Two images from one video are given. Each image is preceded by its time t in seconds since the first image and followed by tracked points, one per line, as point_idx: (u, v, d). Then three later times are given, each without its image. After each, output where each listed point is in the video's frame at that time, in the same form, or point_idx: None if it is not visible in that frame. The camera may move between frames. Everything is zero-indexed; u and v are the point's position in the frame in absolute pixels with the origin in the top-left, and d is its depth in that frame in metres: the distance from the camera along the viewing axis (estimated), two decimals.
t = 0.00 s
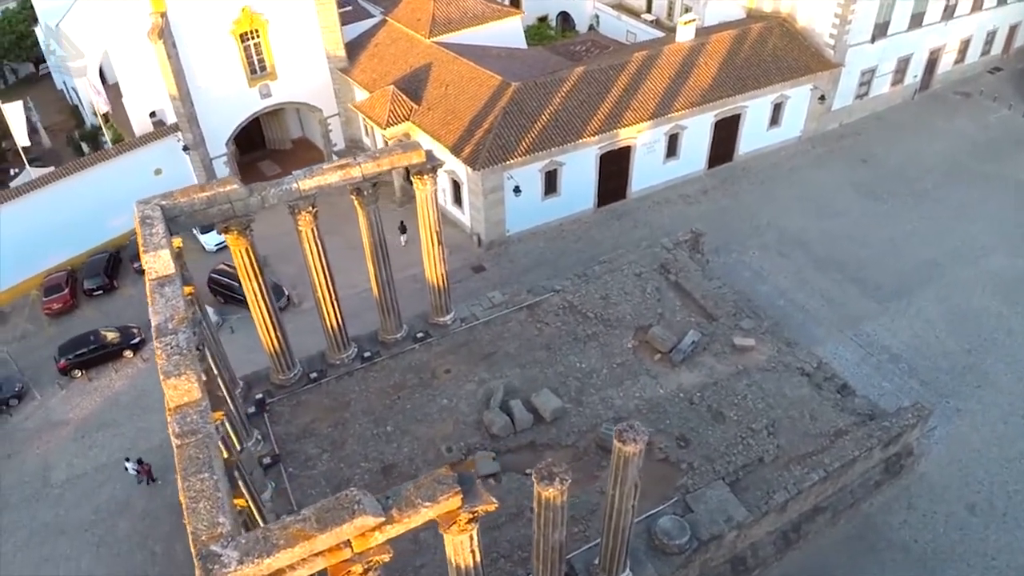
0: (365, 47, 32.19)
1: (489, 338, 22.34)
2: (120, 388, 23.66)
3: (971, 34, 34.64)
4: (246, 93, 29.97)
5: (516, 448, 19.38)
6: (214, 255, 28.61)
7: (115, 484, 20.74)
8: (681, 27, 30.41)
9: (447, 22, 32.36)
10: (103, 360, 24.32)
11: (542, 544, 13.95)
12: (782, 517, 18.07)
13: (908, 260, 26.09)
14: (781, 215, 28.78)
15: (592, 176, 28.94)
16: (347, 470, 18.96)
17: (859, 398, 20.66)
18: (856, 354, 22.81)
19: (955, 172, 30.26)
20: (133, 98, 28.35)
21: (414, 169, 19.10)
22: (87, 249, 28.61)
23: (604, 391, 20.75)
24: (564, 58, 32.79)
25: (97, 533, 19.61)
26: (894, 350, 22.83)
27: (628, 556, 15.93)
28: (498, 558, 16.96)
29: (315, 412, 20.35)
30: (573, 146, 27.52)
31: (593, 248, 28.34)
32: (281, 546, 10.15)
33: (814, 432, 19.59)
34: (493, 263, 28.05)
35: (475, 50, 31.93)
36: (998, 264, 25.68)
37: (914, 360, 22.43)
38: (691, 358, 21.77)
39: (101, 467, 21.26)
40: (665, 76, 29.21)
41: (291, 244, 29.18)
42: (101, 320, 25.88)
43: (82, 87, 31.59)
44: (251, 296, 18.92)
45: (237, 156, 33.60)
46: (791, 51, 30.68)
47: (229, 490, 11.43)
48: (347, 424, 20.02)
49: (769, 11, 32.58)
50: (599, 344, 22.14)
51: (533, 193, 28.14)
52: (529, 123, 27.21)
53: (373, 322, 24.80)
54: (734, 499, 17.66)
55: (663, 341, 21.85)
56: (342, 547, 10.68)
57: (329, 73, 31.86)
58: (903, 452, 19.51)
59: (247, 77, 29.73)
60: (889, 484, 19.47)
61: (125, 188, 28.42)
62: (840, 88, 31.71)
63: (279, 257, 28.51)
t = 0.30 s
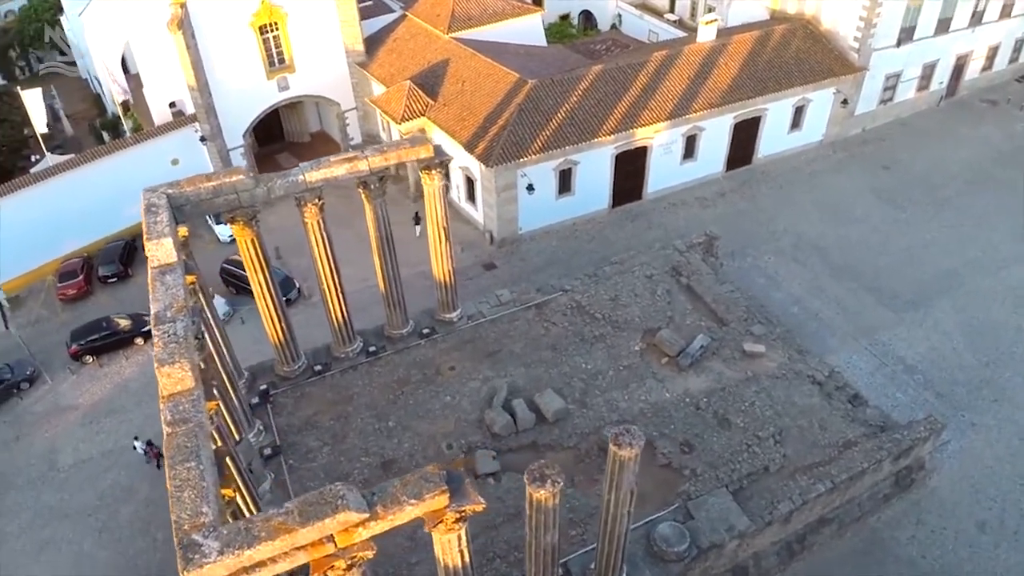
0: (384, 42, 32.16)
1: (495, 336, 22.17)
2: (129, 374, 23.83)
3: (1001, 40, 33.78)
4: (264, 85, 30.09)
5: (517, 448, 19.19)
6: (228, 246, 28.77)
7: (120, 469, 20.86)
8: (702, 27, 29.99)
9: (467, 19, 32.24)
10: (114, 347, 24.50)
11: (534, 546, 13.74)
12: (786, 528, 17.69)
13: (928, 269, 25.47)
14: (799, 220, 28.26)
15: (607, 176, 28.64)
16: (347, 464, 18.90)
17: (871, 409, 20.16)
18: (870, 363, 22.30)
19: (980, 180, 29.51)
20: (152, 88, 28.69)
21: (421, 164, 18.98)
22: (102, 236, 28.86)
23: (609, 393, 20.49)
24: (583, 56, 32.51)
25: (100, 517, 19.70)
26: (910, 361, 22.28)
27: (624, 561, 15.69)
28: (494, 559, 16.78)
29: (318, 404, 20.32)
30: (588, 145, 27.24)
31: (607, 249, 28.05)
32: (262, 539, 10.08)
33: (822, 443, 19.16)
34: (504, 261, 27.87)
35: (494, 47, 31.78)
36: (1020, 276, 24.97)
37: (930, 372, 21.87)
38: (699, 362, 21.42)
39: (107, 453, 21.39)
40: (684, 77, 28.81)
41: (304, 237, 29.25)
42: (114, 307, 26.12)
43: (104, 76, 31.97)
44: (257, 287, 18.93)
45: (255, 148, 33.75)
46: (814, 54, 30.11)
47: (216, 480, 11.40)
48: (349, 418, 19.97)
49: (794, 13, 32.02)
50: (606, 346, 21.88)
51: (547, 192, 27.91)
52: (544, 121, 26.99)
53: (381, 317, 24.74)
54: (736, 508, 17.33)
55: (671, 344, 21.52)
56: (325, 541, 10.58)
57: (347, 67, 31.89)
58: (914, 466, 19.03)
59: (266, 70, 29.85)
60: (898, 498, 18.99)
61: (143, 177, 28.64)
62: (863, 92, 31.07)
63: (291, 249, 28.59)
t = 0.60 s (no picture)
0: (402, 38, 32.18)
1: (501, 334, 22.07)
2: (139, 361, 24.04)
3: None
4: (282, 79, 30.26)
5: (518, 446, 19.07)
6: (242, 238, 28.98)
7: (126, 455, 21.03)
8: (722, 29, 29.68)
9: (485, 16, 32.20)
10: (125, 334, 24.72)
11: (527, 545, 13.59)
12: (788, 537, 17.39)
13: (945, 278, 24.96)
14: (815, 225, 27.84)
15: (621, 177, 28.43)
16: (347, 457, 18.89)
17: (881, 419, 19.77)
18: (882, 372, 21.88)
19: (1003, 190, 28.89)
20: (173, 79, 29.10)
21: (430, 159, 18.93)
22: (119, 224, 29.13)
23: (613, 395, 20.30)
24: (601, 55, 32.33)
25: (104, 502, 19.85)
26: (924, 371, 21.82)
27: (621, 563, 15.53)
28: (490, 558, 16.67)
29: (321, 397, 20.35)
30: (602, 144, 27.05)
31: (618, 250, 27.84)
32: (247, 527, 10.07)
33: (829, 452, 18.81)
34: (515, 260, 27.76)
35: (511, 44, 31.70)
36: None
37: (943, 383, 21.40)
38: (706, 366, 21.17)
39: (113, 439, 21.56)
40: (702, 78, 28.51)
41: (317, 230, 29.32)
42: (127, 295, 26.39)
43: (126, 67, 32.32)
44: (263, 278, 19.01)
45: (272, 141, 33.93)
46: (835, 58, 29.67)
47: (206, 467, 11.41)
48: (352, 411, 19.97)
49: (816, 15, 31.60)
50: (612, 347, 21.69)
51: (560, 191, 27.77)
52: (559, 120, 26.84)
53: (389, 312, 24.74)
54: (737, 515, 17.07)
55: (678, 347, 21.29)
56: (311, 532, 10.55)
57: (365, 63, 31.98)
58: (923, 478, 18.62)
59: (283, 64, 30.03)
60: (905, 511, 18.60)
61: (160, 168, 28.87)
62: (885, 98, 30.55)
63: (303, 242, 28.70)
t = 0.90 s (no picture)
0: (423, 34, 32.25)
1: (508, 331, 22.00)
2: (151, 347, 24.34)
3: None
4: (302, 72, 30.47)
5: (519, 444, 19.00)
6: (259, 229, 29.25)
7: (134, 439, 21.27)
8: (744, 31, 29.33)
9: (507, 13, 32.14)
10: (139, 319, 25.02)
11: (517, 543, 13.51)
12: (790, 547, 17.09)
13: (964, 290, 24.43)
14: (833, 232, 27.39)
15: (637, 178, 28.21)
16: (348, 448, 18.94)
17: (891, 430, 19.36)
18: (894, 383, 21.43)
19: None
20: (195, 71, 29.42)
21: (440, 154, 18.91)
22: (138, 212, 29.54)
23: (617, 396, 20.14)
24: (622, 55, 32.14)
25: (110, 485, 20.10)
26: (938, 383, 21.33)
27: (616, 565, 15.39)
28: (485, 555, 16.60)
29: (326, 387, 20.44)
30: (618, 144, 26.87)
31: (632, 251, 27.64)
32: (232, 511, 10.10)
33: (835, 462, 18.45)
34: (527, 258, 27.68)
35: (532, 42, 31.62)
36: None
37: (957, 396, 20.92)
38: (714, 371, 20.92)
39: (122, 422, 21.82)
40: (722, 80, 28.18)
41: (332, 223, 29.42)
42: (143, 282, 26.74)
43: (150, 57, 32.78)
44: (272, 267, 19.14)
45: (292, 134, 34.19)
46: (859, 63, 29.18)
47: (197, 451, 11.46)
48: (355, 403, 20.03)
49: (841, 20, 31.14)
50: (619, 348, 21.52)
51: (575, 190, 27.63)
52: (575, 118, 26.70)
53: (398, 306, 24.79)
54: (737, 522, 16.82)
55: (686, 351, 21.06)
56: (296, 519, 10.57)
57: (385, 58, 32.10)
58: (932, 492, 18.19)
59: (304, 57, 30.24)
60: (912, 525, 18.20)
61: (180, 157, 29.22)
62: (909, 105, 30.02)
63: (317, 235, 28.86)
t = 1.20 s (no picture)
0: (440, 31, 32.27)
1: (514, 329, 21.94)
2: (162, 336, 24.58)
3: None
4: (319, 67, 30.64)
5: (520, 442, 18.93)
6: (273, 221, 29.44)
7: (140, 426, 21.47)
8: (764, 33, 29.01)
9: (524, 12, 32.00)
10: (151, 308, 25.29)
11: (510, 540, 13.44)
12: (791, 555, 16.83)
13: (980, 299, 23.95)
14: (849, 238, 26.99)
15: (651, 178, 28.00)
16: (350, 441, 18.99)
17: (900, 439, 19.00)
18: (905, 391, 21.04)
19: None
20: (215, 63, 29.79)
21: (449, 149, 18.87)
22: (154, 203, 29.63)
23: (621, 397, 19.99)
24: (640, 55, 31.93)
25: (116, 471, 20.31)
26: (950, 393, 20.91)
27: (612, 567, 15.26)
28: (482, 552, 16.53)
29: (330, 380, 20.51)
30: (632, 144, 26.71)
31: (643, 252, 27.43)
32: (220, 497, 10.13)
33: (840, 469, 18.14)
34: (538, 256, 27.57)
35: (549, 41, 31.51)
36: None
37: (970, 407, 20.50)
38: (721, 375, 20.69)
39: (130, 410, 22.04)
40: (740, 81, 27.86)
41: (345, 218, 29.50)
42: (156, 271, 27.02)
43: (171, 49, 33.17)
44: (279, 259, 19.25)
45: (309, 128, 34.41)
46: (880, 67, 28.73)
47: (191, 437, 11.51)
48: (359, 396, 20.08)
49: (863, 24, 30.71)
50: (625, 348, 21.37)
51: (587, 190, 27.49)
52: (589, 117, 26.55)
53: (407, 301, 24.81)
54: (738, 528, 16.61)
55: (692, 353, 20.86)
56: (284, 508, 10.59)
57: (403, 54, 32.18)
58: (939, 503, 17.84)
59: (322, 52, 30.42)
60: (919, 536, 17.86)
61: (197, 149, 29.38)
62: (929, 111, 29.52)
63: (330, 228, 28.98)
